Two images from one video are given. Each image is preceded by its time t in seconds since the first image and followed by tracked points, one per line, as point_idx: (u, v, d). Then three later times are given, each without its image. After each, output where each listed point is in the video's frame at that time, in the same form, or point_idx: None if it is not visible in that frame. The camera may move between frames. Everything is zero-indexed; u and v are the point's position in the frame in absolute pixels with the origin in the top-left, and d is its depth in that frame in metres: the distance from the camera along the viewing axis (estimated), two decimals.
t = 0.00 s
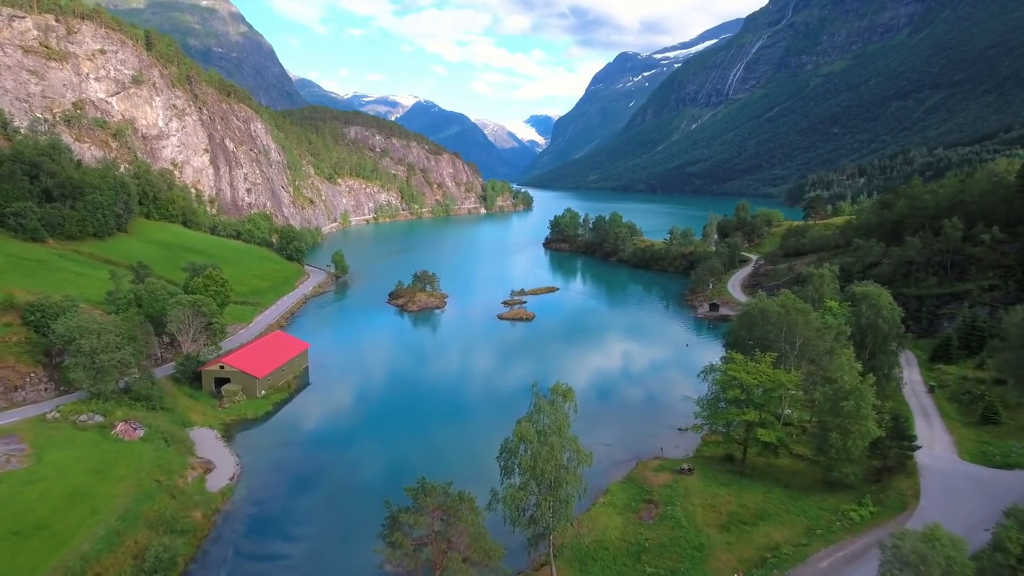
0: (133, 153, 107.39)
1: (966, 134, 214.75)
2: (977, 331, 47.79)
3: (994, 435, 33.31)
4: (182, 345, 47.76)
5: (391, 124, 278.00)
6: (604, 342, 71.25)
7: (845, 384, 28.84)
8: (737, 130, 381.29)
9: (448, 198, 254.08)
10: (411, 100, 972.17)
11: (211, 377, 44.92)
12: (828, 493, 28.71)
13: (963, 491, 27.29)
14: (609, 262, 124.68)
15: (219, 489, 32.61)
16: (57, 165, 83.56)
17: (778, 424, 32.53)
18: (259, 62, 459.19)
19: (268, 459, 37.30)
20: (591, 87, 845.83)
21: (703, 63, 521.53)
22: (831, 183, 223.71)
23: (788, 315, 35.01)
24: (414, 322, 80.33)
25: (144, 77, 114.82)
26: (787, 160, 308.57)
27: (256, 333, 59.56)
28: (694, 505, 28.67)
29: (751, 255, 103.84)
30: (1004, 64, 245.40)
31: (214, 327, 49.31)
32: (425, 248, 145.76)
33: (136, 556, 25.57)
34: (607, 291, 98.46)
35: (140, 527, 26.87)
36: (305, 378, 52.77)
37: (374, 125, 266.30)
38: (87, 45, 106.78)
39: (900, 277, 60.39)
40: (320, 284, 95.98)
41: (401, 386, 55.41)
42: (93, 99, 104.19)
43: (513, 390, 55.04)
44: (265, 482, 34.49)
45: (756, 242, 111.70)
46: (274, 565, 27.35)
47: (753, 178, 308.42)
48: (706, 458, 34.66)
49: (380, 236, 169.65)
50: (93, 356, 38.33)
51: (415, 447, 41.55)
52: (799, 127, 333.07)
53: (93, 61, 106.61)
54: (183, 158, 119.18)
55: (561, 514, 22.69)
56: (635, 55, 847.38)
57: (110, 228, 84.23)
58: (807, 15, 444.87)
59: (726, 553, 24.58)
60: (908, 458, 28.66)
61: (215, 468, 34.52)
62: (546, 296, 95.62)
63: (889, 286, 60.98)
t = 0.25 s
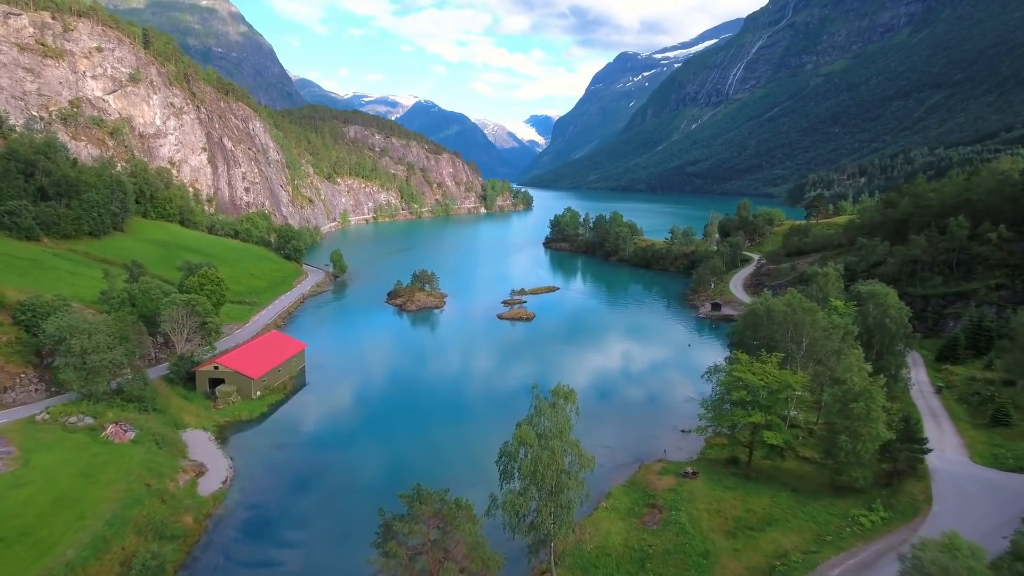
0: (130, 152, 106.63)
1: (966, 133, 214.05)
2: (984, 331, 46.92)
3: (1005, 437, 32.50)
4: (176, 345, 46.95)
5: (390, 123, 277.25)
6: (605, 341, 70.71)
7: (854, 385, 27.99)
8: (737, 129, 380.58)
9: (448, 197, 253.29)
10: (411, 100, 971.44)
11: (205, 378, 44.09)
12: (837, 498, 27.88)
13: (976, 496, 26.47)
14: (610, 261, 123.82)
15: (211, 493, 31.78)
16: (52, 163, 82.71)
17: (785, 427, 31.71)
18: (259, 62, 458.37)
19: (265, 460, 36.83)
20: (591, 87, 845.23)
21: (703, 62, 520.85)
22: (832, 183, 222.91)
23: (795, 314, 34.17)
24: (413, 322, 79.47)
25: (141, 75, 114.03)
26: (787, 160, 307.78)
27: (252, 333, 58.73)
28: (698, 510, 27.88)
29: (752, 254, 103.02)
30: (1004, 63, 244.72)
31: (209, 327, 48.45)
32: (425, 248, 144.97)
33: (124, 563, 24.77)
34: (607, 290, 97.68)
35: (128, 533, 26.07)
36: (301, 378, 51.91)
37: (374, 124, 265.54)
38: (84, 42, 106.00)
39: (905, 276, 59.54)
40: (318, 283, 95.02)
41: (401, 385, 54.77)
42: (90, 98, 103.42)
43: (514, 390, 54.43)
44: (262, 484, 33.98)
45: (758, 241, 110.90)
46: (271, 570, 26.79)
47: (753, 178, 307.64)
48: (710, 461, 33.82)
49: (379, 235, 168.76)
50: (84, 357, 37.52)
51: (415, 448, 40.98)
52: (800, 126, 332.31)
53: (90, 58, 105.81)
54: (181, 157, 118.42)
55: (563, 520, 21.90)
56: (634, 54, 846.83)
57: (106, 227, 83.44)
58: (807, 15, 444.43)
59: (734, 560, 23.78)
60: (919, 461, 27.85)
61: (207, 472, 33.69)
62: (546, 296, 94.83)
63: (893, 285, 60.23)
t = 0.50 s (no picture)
0: (126, 150, 105.71)
1: (966, 133, 213.18)
2: (993, 331, 45.94)
3: (1019, 440, 31.60)
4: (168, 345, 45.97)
5: (390, 123, 276.43)
6: (606, 340, 70.09)
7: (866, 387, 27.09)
8: (738, 129, 379.77)
9: (448, 197, 252.48)
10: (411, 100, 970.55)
11: (198, 378, 43.22)
12: (847, 504, 26.96)
13: (993, 502, 25.57)
14: (610, 260, 122.93)
15: (201, 498, 30.83)
16: (47, 161, 81.81)
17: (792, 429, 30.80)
18: (258, 61, 457.38)
19: (262, 461, 36.25)
20: (591, 87, 844.43)
21: (703, 62, 520.01)
22: (833, 182, 222.02)
23: (803, 313, 33.24)
24: (411, 322, 78.53)
25: (137, 73, 113.11)
26: (788, 160, 306.93)
27: (248, 333, 57.86)
28: (704, 516, 26.99)
29: (754, 253, 102.09)
30: (1005, 62, 243.76)
31: (202, 327, 47.53)
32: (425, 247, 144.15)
33: (108, 572, 23.84)
34: (607, 290, 96.81)
35: (114, 540, 25.18)
36: (297, 379, 50.97)
37: (373, 124, 264.74)
38: (80, 40, 105.07)
39: (910, 274, 58.66)
40: (316, 283, 94.08)
41: (400, 385, 54.00)
42: (86, 96, 102.54)
43: (514, 389, 53.72)
44: (260, 486, 33.32)
45: (760, 240, 109.97)
46: None
47: (753, 178, 306.81)
48: (715, 464, 32.89)
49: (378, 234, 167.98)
50: (73, 358, 36.62)
51: (415, 448, 40.29)
52: (800, 126, 331.43)
53: (85, 56, 104.88)
54: (178, 156, 117.54)
55: (564, 529, 21.01)
56: (634, 54, 846.00)
57: (101, 226, 82.52)
58: (807, 15, 443.57)
59: (742, 569, 22.88)
60: (932, 466, 26.95)
61: (198, 476, 32.77)
62: (546, 295, 93.99)
63: (899, 284, 59.35)
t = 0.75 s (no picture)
0: (123, 148, 104.86)
1: (967, 133, 212.39)
2: (1001, 331, 44.96)
3: None
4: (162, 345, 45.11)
5: (390, 122, 275.66)
6: (607, 339, 69.54)
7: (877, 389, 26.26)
8: (738, 129, 379.05)
9: (448, 196, 251.66)
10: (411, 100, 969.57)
11: (191, 379, 42.42)
12: (857, 509, 26.16)
13: (1008, 508, 24.76)
14: (611, 260, 122.12)
15: (192, 502, 30.03)
16: (42, 160, 80.98)
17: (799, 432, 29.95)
18: (258, 61, 456.44)
19: (261, 461, 35.73)
20: (591, 87, 843.66)
21: (703, 62, 519.25)
22: (833, 182, 221.27)
23: (809, 313, 32.43)
24: (410, 322, 77.77)
25: (135, 71, 112.28)
26: (788, 160, 306.20)
27: (244, 333, 57.03)
28: (709, 522, 26.17)
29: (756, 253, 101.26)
30: (1006, 62, 243.00)
31: (197, 328, 46.68)
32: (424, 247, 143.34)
33: None
34: (608, 290, 96.04)
35: (100, 547, 24.38)
36: (293, 380, 50.17)
37: (373, 123, 264.00)
38: (77, 38, 104.29)
39: (916, 274, 57.84)
40: (314, 282, 93.32)
41: (400, 384, 53.37)
42: (83, 94, 101.78)
43: (515, 388, 53.13)
44: (258, 487, 32.76)
45: (762, 240, 109.14)
46: None
47: (753, 178, 306.08)
48: (720, 468, 32.10)
49: (378, 234, 167.28)
50: (63, 359, 35.80)
51: (415, 448, 39.71)
52: (800, 126, 330.66)
53: (82, 54, 104.03)
54: (176, 154, 116.71)
55: (566, 537, 20.20)
56: (634, 54, 845.47)
57: (97, 225, 81.64)
58: (807, 15, 442.77)
59: None
60: (945, 470, 26.15)
61: (189, 480, 31.97)
62: (546, 295, 93.32)
63: (903, 283, 58.56)
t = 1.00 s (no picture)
0: (120, 147, 103.98)
1: (968, 133, 211.47)
2: (1011, 332, 43.91)
3: None
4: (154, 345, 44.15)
5: (389, 121, 274.82)
6: (609, 338, 69.00)
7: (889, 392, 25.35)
8: (738, 129, 378.22)
9: (448, 196, 250.72)
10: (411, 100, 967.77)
11: (184, 381, 41.53)
12: (870, 515, 25.25)
13: None
14: (612, 259, 121.21)
15: (181, 508, 29.12)
16: (37, 158, 80.06)
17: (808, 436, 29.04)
18: (258, 61, 455.26)
19: (259, 462, 35.23)
20: (591, 87, 842.81)
21: (704, 62, 518.41)
22: (834, 182, 220.38)
23: (818, 313, 31.51)
24: (409, 321, 76.88)
25: (131, 69, 111.39)
26: (788, 160, 305.26)
27: (239, 334, 56.08)
28: (716, 529, 25.27)
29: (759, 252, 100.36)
30: (1006, 62, 242.15)
31: (190, 328, 45.75)
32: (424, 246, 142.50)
33: None
34: (608, 290, 95.16)
35: (84, 555, 23.45)
36: (289, 381, 49.27)
37: (372, 122, 263.12)
38: (73, 35, 103.36)
39: (922, 273, 56.92)
40: (312, 282, 92.53)
41: (400, 384, 52.75)
42: (79, 92, 100.90)
43: (516, 387, 52.42)
44: (257, 489, 32.24)
45: (764, 239, 108.22)
46: None
47: (754, 178, 305.18)
48: (726, 472, 31.21)
49: (377, 234, 166.50)
50: (51, 360, 34.84)
51: (415, 449, 39.13)
52: (801, 126, 329.77)
53: (78, 51, 103.14)
54: (173, 153, 115.81)
55: (568, 548, 19.25)
56: (634, 55, 844.90)
57: (93, 224, 80.77)
58: (807, 15, 441.90)
59: None
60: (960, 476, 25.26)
61: (180, 484, 31.06)
62: (546, 295, 92.38)
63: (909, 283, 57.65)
